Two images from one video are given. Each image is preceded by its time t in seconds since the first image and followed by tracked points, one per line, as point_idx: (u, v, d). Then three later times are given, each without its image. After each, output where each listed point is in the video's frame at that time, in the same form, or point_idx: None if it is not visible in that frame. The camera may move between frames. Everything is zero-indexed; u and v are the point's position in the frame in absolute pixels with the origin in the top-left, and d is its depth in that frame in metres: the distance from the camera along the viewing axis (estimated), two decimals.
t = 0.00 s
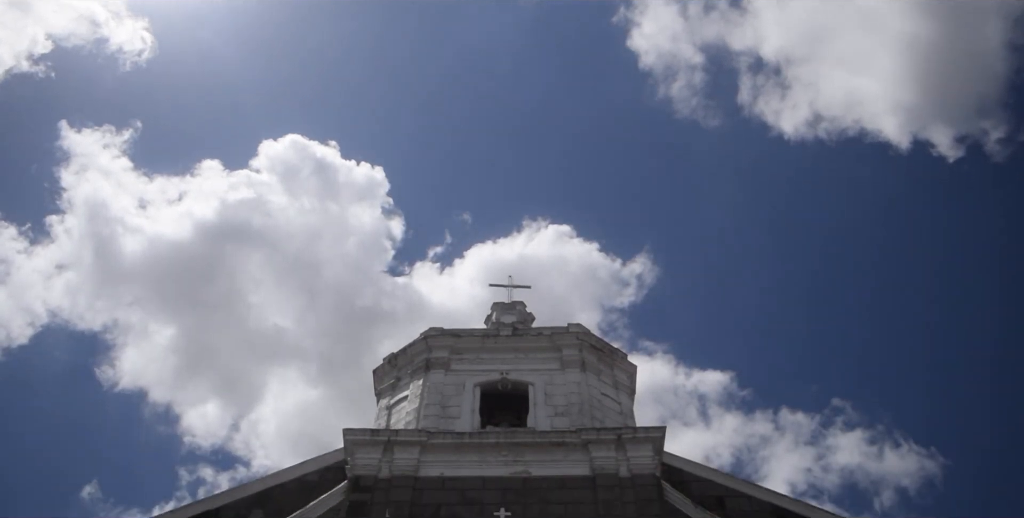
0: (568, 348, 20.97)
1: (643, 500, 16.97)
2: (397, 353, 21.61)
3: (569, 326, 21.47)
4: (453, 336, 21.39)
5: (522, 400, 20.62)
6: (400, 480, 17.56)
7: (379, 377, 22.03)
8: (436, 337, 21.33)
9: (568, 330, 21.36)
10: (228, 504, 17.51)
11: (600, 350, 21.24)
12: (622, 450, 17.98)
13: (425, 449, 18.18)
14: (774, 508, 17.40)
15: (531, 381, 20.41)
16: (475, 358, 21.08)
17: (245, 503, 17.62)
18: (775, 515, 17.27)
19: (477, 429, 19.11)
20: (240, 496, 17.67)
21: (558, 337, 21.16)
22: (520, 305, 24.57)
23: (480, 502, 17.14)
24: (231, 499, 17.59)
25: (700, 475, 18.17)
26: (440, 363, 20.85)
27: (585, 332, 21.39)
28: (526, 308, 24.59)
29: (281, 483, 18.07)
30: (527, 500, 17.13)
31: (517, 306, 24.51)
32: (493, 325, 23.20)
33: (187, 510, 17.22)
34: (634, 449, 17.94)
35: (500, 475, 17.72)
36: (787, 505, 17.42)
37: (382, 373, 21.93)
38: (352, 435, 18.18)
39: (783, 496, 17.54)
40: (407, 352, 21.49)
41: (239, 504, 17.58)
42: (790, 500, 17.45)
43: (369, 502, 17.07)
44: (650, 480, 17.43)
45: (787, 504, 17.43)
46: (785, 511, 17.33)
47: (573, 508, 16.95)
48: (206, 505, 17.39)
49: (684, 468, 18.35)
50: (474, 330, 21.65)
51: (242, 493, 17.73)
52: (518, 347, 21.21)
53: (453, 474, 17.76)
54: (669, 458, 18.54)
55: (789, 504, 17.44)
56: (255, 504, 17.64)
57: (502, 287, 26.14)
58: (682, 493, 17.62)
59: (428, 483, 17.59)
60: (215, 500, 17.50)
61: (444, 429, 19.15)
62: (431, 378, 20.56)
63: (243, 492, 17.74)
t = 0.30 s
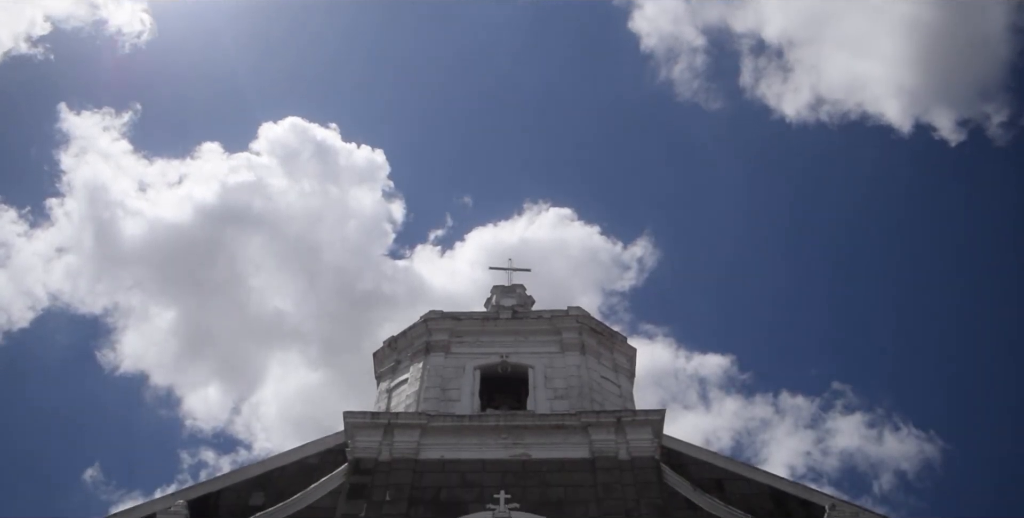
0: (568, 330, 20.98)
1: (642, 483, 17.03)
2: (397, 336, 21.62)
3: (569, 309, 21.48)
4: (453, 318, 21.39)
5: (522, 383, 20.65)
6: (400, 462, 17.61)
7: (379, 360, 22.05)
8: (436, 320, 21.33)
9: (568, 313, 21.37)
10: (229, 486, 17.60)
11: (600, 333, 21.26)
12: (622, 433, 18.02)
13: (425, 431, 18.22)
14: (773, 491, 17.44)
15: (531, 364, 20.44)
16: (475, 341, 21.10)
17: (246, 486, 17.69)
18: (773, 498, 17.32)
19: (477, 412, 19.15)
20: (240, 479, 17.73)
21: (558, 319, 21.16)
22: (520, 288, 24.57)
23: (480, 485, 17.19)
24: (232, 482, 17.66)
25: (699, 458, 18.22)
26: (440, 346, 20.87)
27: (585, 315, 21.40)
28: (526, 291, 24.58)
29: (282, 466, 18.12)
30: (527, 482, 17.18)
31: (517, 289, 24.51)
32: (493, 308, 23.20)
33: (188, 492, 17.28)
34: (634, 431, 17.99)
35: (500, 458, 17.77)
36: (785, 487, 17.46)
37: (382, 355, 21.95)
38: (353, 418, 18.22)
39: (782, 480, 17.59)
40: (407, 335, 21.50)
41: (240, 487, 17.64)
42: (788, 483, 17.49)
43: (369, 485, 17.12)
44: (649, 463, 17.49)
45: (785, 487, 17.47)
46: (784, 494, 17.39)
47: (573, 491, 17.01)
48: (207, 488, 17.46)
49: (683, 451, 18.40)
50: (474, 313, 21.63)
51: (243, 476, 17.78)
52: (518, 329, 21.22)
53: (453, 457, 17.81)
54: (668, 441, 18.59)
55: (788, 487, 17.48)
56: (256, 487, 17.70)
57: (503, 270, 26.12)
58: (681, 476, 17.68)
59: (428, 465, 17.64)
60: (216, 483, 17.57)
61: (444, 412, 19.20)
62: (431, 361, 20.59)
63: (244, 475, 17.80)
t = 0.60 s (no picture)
0: (568, 314, 20.99)
1: (642, 466, 17.08)
2: (397, 320, 21.64)
3: (569, 293, 21.49)
4: (453, 302, 21.37)
5: (522, 367, 20.69)
6: (400, 446, 17.67)
7: (378, 344, 22.07)
8: (436, 304, 21.33)
9: (568, 297, 21.37)
10: (229, 470, 17.67)
11: (600, 317, 21.27)
12: (622, 417, 18.07)
13: (425, 415, 18.25)
14: (772, 475, 17.49)
15: (531, 348, 20.47)
16: (475, 325, 21.11)
17: (246, 470, 17.74)
18: (772, 481, 17.37)
19: (477, 395, 19.19)
20: (241, 463, 17.79)
21: (558, 303, 21.17)
22: (520, 272, 24.56)
23: (480, 468, 17.24)
24: (232, 465, 17.72)
25: (697, 441, 18.26)
26: (440, 329, 20.89)
27: (585, 299, 21.41)
28: (526, 275, 24.59)
29: (282, 450, 18.17)
30: (527, 466, 17.24)
31: (517, 273, 24.50)
32: (493, 291, 23.21)
33: (189, 475, 17.33)
34: (633, 415, 18.04)
35: (500, 441, 17.82)
36: (784, 471, 17.51)
37: (382, 339, 21.98)
38: (353, 402, 18.26)
39: (781, 463, 17.65)
40: (407, 319, 21.52)
41: (240, 471, 17.70)
42: (787, 467, 17.54)
43: (369, 468, 17.17)
44: (649, 446, 17.54)
45: (784, 470, 17.53)
46: (783, 478, 17.44)
47: (573, 474, 17.06)
48: (208, 472, 17.52)
49: (681, 434, 18.46)
50: (474, 296, 21.61)
51: (243, 460, 17.84)
52: (518, 313, 21.23)
53: (453, 440, 17.86)
54: (666, 425, 18.64)
55: (787, 470, 17.54)
56: (256, 470, 17.75)
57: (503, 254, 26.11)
58: (680, 459, 17.73)
59: (428, 449, 17.69)
60: (216, 467, 17.63)
61: (444, 396, 19.24)
62: (431, 345, 20.62)
63: (244, 459, 17.86)
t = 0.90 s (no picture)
0: (567, 298, 21.03)
1: (641, 449, 17.18)
2: (397, 304, 21.67)
3: (569, 277, 21.52)
4: (453, 286, 21.34)
5: (522, 350, 20.74)
6: (400, 429, 17.74)
7: (379, 327, 22.12)
8: (436, 288, 21.30)
9: (567, 280, 21.41)
10: (230, 453, 17.75)
11: (600, 300, 21.31)
12: (621, 400, 18.13)
13: (425, 398, 18.31)
14: (771, 457, 17.58)
15: (531, 331, 20.52)
16: (475, 308, 21.15)
17: (247, 453, 17.82)
18: (771, 464, 17.46)
19: (477, 379, 19.26)
20: (243, 446, 17.86)
21: (558, 287, 21.20)
22: (520, 255, 24.59)
23: (480, 451, 17.32)
24: (233, 449, 17.80)
25: (696, 424, 18.34)
26: (440, 313, 20.94)
27: (585, 283, 21.44)
28: (526, 259, 24.61)
29: (283, 433, 18.24)
30: (526, 449, 17.33)
31: (517, 256, 24.53)
32: (493, 275, 23.24)
33: (190, 459, 17.41)
34: (632, 398, 18.11)
35: (500, 424, 17.90)
36: (783, 454, 17.60)
37: (382, 323, 22.02)
38: (353, 385, 18.30)
39: (779, 446, 17.73)
40: (407, 302, 21.55)
41: (242, 454, 17.78)
42: (786, 450, 17.62)
43: (369, 451, 17.26)
44: (648, 429, 17.63)
45: (783, 453, 17.61)
46: (781, 461, 17.52)
47: (572, 457, 17.14)
48: (209, 455, 17.59)
49: (680, 417, 18.53)
50: (474, 281, 21.49)
51: (245, 443, 17.91)
52: (517, 297, 21.27)
53: (453, 424, 17.94)
54: (665, 408, 18.72)
55: (785, 453, 17.61)
56: (257, 454, 17.83)
57: (503, 238, 26.12)
58: (679, 442, 17.81)
59: (428, 432, 17.77)
60: (218, 450, 17.70)
61: (444, 379, 19.31)
62: (431, 328, 20.67)
63: (246, 442, 17.93)
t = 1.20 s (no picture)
0: (566, 281, 21.08)
1: (639, 431, 17.27)
2: (397, 286, 21.73)
3: (568, 259, 21.57)
4: (452, 269, 21.41)
5: (521, 333, 20.80)
6: (400, 411, 17.83)
7: (379, 310, 22.18)
8: (435, 270, 21.37)
9: (567, 263, 21.46)
10: (231, 435, 17.84)
11: (599, 283, 21.36)
12: (620, 382, 18.21)
13: (425, 380, 18.39)
14: (769, 439, 17.67)
15: (530, 314, 20.58)
16: (475, 291, 21.20)
17: (248, 435, 17.90)
18: (769, 446, 17.56)
19: (476, 361, 19.34)
20: (243, 428, 17.96)
21: (557, 270, 21.25)
22: (519, 238, 24.62)
23: (479, 432, 17.42)
24: (234, 431, 17.89)
25: (695, 406, 18.43)
26: (440, 296, 21.00)
27: (584, 265, 21.49)
28: (526, 242, 24.64)
29: (283, 415, 18.33)
30: (526, 430, 17.42)
31: (517, 239, 24.56)
32: (493, 258, 23.28)
33: (190, 441, 17.50)
34: (631, 380, 18.18)
35: (500, 406, 17.98)
36: (781, 436, 17.69)
37: (382, 305, 22.08)
38: (353, 367, 18.38)
39: (777, 428, 17.82)
40: (407, 285, 21.60)
41: (242, 436, 17.87)
42: (784, 432, 17.71)
43: (369, 433, 17.35)
44: (646, 411, 17.71)
45: (781, 435, 17.70)
46: (779, 442, 17.62)
47: (571, 438, 17.23)
48: (210, 437, 17.69)
49: (679, 399, 18.62)
50: (474, 263, 21.60)
51: (245, 425, 18.01)
52: (517, 280, 21.32)
53: (453, 405, 18.02)
54: (664, 389, 18.79)
55: (784, 435, 17.70)
56: (257, 436, 17.92)
57: (503, 221, 26.14)
58: (678, 423, 17.89)
59: (428, 414, 17.86)
60: (219, 432, 17.80)
61: (444, 361, 19.38)
62: (431, 311, 20.73)
63: (246, 424, 18.02)
